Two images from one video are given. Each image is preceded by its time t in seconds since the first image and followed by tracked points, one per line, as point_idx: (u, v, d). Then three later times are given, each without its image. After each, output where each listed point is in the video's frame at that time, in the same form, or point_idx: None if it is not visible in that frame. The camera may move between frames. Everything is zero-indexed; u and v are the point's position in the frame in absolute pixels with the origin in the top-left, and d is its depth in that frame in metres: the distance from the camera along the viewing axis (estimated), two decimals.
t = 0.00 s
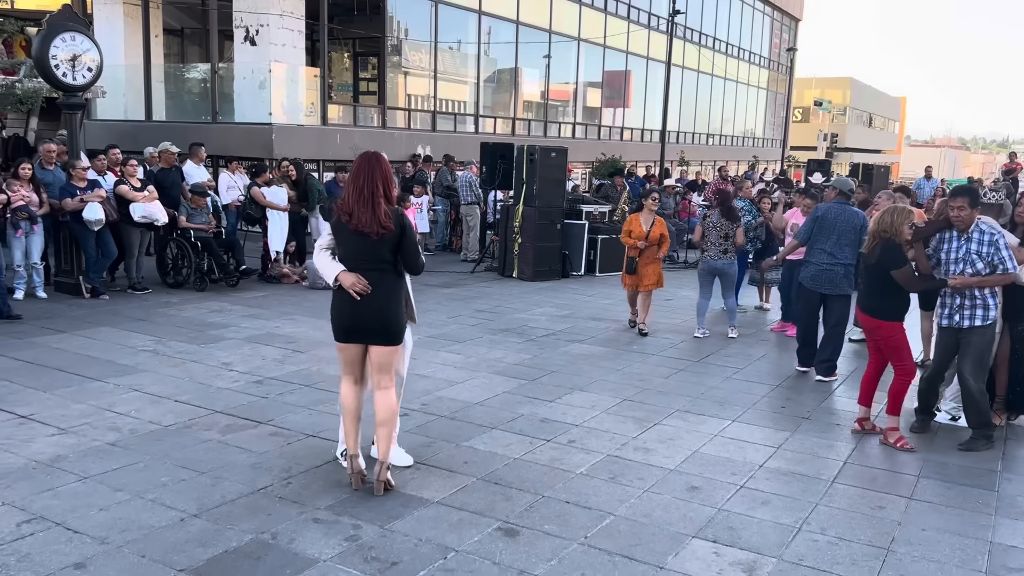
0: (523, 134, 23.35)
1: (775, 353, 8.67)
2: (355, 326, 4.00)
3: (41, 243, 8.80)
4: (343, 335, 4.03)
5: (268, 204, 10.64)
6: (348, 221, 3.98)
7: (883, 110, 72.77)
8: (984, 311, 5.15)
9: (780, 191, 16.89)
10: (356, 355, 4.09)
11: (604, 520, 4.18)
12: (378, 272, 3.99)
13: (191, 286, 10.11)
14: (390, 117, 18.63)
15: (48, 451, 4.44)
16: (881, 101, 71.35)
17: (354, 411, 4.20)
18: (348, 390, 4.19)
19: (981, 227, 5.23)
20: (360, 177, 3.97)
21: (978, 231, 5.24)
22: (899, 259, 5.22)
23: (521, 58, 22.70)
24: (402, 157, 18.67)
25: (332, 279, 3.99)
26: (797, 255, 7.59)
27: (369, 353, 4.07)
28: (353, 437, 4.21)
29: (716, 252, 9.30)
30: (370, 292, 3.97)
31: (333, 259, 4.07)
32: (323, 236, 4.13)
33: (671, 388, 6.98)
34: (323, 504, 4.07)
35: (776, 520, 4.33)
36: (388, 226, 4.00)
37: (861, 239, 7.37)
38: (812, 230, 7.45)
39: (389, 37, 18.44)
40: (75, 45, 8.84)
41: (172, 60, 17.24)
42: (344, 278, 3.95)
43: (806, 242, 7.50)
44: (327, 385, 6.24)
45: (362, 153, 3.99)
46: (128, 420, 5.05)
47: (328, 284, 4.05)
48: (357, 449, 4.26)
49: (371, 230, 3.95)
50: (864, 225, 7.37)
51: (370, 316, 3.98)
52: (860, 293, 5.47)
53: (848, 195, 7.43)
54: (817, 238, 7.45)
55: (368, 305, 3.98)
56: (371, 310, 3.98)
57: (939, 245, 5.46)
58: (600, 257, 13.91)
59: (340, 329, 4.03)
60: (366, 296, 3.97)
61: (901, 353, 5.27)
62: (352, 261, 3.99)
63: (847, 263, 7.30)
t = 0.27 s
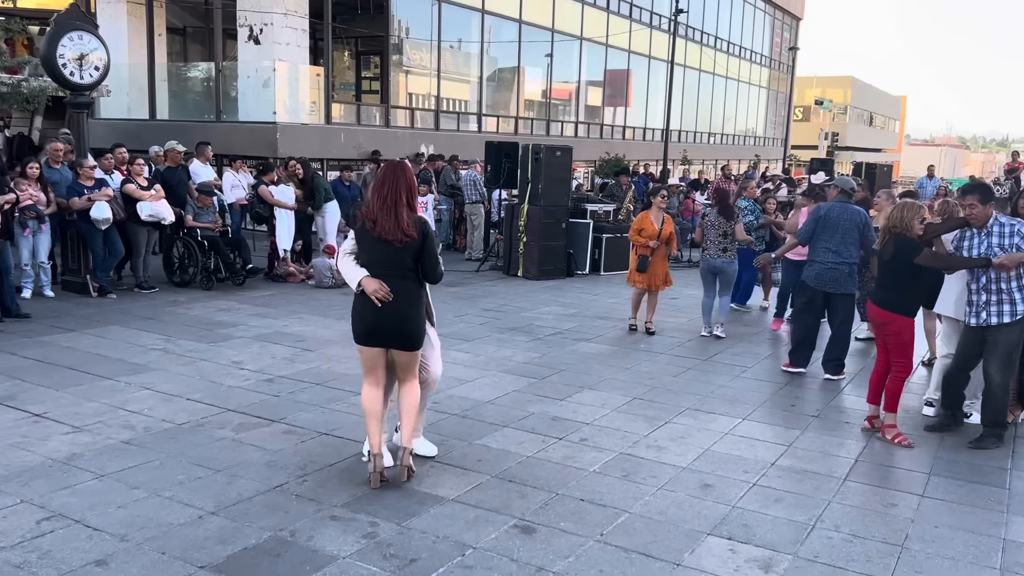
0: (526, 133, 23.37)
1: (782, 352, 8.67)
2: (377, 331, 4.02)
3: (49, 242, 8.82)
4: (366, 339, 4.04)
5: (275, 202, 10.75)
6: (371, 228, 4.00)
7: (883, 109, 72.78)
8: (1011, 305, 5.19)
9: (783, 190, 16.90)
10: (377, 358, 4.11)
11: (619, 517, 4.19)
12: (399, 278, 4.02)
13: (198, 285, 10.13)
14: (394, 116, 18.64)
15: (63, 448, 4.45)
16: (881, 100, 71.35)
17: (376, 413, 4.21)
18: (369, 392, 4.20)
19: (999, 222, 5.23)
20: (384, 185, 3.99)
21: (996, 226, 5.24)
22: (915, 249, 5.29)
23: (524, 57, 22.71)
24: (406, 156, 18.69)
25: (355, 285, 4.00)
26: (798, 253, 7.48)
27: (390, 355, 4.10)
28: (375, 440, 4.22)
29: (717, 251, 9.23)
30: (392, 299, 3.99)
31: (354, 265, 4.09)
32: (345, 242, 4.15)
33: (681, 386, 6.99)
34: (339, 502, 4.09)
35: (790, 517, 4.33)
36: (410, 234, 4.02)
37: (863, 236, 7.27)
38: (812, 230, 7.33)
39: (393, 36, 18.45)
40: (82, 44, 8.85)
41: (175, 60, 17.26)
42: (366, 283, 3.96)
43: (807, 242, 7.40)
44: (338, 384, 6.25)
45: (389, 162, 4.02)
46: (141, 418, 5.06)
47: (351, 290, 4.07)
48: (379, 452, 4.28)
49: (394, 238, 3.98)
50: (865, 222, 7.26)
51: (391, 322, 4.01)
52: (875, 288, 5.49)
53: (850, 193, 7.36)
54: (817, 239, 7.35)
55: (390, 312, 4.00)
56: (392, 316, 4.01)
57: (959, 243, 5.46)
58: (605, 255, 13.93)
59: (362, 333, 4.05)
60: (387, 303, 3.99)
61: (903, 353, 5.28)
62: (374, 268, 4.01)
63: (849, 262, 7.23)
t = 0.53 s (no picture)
0: (525, 132, 23.37)
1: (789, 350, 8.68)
2: (413, 320, 4.09)
3: (53, 242, 8.79)
4: (400, 328, 4.10)
5: (280, 202, 10.69)
6: (409, 217, 4.09)
7: (878, 108, 73.00)
8: None
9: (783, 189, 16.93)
10: (410, 348, 4.16)
11: (639, 516, 4.19)
12: (434, 267, 4.13)
13: (201, 284, 10.09)
14: (394, 115, 18.62)
15: (79, 449, 4.43)
16: (876, 99, 71.58)
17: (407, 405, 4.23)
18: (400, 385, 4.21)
19: (1016, 227, 5.22)
20: (421, 176, 4.09)
21: (1014, 231, 5.23)
22: (922, 252, 5.33)
23: (523, 56, 22.70)
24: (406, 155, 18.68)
25: (392, 274, 4.07)
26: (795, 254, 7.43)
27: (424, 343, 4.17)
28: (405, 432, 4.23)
29: (720, 250, 9.17)
30: (428, 287, 4.08)
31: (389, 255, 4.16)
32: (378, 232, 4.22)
33: (691, 385, 6.99)
34: (359, 501, 4.08)
35: (809, 515, 4.33)
36: (446, 224, 4.14)
37: (856, 235, 7.29)
38: (806, 229, 7.34)
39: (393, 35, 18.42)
40: (86, 43, 8.80)
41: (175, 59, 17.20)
42: (405, 272, 4.04)
43: (801, 242, 7.39)
44: (349, 383, 6.23)
45: (422, 153, 4.12)
46: (155, 418, 5.04)
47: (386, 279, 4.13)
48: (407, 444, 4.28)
49: (432, 228, 4.09)
50: (858, 221, 7.29)
51: (428, 310, 4.10)
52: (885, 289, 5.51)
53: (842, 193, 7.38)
54: (811, 238, 7.35)
55: (427, 300, 4.09)
56: (429, 304, 4.10)
57: (980, 248, 5.43)
58: (607, 254, 13.94)
59: (397, 322, 4.10)
60: (425, 291, 4.08)
61: (923, 349, 5.28)
62: (411, 257, 4.10)
63: (845, 260, 7.21)
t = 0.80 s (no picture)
0: (519, 131, 23.33)
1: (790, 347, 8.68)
2: (431, 320, 4.40)
3: (50, 242, 8.71)
4: (416, 328, 4.42)
5: (276, 201, 10.67)
6: (427, 219, 4.37)
7: (868, 107, 73.34)
8: None
9: (778, 187, 16.96)
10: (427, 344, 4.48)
11: (651, 513, 4.17)
12: (452, 265, 4.42)
13: (198, 284, 10.02)
14: (388, 114, 18.56)
15: (83, 449, 4.37)
16: (866, 98, 71.91)
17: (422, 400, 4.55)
18: (413, 380, 4.55)
19: None
20: (439, 178, 4.37)
21: None
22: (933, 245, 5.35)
23: (516, 54, 22.67)
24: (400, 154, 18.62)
25: (413, 275, 4.36)
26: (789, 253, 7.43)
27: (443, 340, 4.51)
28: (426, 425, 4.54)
29: (719, 252, 9.20)
30: (447, 286, 4.38)
31: (408, 256, 4.44)
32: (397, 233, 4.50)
33: (694, 382, 6.97)
34: (370, 500, 4.05)
35: (820, 511, 4.32)
36: (463, 223, 4.43)
37: (849, 233, 7.30)
38: (802, 229, 7.29)
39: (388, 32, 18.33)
40: (82, 40, 8.72)
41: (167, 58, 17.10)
42: (425, 274, 4.32)
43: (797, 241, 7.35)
44: (353, 382, 6.19)
45: (437, 154, 4.37)
46: (159, 418, 4.98)
47: (406, 280, 4.42)
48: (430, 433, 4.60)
49: (451, 227, 4.37)
50: (851, 219, 7.31)
51: (446, 308, 4.39)
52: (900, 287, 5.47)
53: (832, 191, 7.38)
54: (806, 237, 7.31)
55: (447, 298, 4.39)
56: (447, 303, 4.39)
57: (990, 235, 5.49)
58: (604, 253, 13.93)
59: (415, 322, 4.41)
60: (444, 291, 4.37)
61: (929, 349, 5.30)
62: (429, 258, 4.38)
63: (840, 259, 7.21)
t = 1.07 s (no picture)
0: (505, 130, 23.29)
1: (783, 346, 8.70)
2: (432, 315, 4.41)
3: (35, 244, 8.56)
4: (415, 323, 4.45)
5: (264, 202, 10.57)
6: (432, 214, 4.39)
7: (848, 105, 73.98)
8: None
9: (765, 186, 17.04)
10: (426, 339, 4.50)
11: (657, 515, 4.14)
12: (455, 261, 4.43)
13: (186, 286, 9.89)
14: (374, 114, 18.45)
15: (78, 456, 4.27)
16: (846, 96, 72.57)
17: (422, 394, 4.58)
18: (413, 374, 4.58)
19: None
20: (444, 173, 4.40)
21: None
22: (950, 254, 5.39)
23: (502, 54, 22.62)
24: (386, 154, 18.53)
25: (416, 270, 4.37)
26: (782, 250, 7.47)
27: (441, 337, 4.51)
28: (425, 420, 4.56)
29: (710, 246, 9.20)
30: (449, 282, 4.39)
31: (411, 251, 4.46)
32: (400, 228, 4.51)
33: (690, 382, 6.96)
34: (374, 505, 4.00)
35: (825, 511, 4.31)
36: (468, 219, 4.45)
37: (840, 229, 7.36)
38: (794, 226, 7.34)
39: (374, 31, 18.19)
40: (66, 40, 8.58)
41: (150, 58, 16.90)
42: (427, 268, 4.34)
43: (789, 239, 7.38)
44: (348, 385, 6.12)
45: (441, 150, 4.42)
46: (154, 423, 4.89)
47: (409, 275, 4.44)
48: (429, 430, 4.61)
49: (456, 222, 4.39)
50: (839, 215, 7.37)
51: (447, 304, 4.40)
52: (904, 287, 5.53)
53: (821, 188, 7.40)
54: (798, 234, 7.35)
55: (449, 293, 4.40)
56: (448, 299, 4.40)
57: (990, 239, 5.49)
58: (593, 252, 13.91)
59: (414, 317, 4.44)
60: (446, 286, 4.38)
61: (930, 348, 5.36)
62: (432, 253, 4.39)
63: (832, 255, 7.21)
